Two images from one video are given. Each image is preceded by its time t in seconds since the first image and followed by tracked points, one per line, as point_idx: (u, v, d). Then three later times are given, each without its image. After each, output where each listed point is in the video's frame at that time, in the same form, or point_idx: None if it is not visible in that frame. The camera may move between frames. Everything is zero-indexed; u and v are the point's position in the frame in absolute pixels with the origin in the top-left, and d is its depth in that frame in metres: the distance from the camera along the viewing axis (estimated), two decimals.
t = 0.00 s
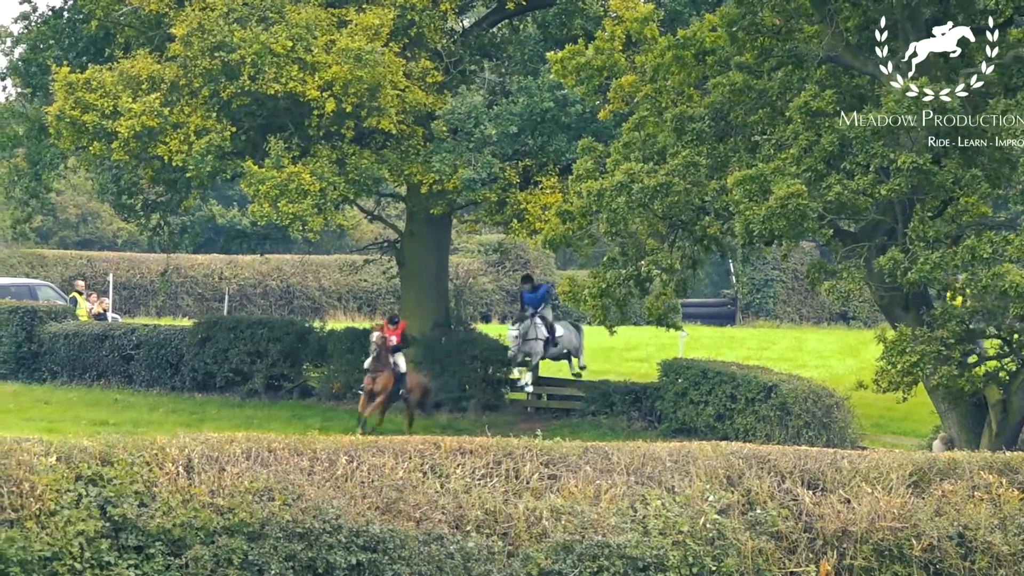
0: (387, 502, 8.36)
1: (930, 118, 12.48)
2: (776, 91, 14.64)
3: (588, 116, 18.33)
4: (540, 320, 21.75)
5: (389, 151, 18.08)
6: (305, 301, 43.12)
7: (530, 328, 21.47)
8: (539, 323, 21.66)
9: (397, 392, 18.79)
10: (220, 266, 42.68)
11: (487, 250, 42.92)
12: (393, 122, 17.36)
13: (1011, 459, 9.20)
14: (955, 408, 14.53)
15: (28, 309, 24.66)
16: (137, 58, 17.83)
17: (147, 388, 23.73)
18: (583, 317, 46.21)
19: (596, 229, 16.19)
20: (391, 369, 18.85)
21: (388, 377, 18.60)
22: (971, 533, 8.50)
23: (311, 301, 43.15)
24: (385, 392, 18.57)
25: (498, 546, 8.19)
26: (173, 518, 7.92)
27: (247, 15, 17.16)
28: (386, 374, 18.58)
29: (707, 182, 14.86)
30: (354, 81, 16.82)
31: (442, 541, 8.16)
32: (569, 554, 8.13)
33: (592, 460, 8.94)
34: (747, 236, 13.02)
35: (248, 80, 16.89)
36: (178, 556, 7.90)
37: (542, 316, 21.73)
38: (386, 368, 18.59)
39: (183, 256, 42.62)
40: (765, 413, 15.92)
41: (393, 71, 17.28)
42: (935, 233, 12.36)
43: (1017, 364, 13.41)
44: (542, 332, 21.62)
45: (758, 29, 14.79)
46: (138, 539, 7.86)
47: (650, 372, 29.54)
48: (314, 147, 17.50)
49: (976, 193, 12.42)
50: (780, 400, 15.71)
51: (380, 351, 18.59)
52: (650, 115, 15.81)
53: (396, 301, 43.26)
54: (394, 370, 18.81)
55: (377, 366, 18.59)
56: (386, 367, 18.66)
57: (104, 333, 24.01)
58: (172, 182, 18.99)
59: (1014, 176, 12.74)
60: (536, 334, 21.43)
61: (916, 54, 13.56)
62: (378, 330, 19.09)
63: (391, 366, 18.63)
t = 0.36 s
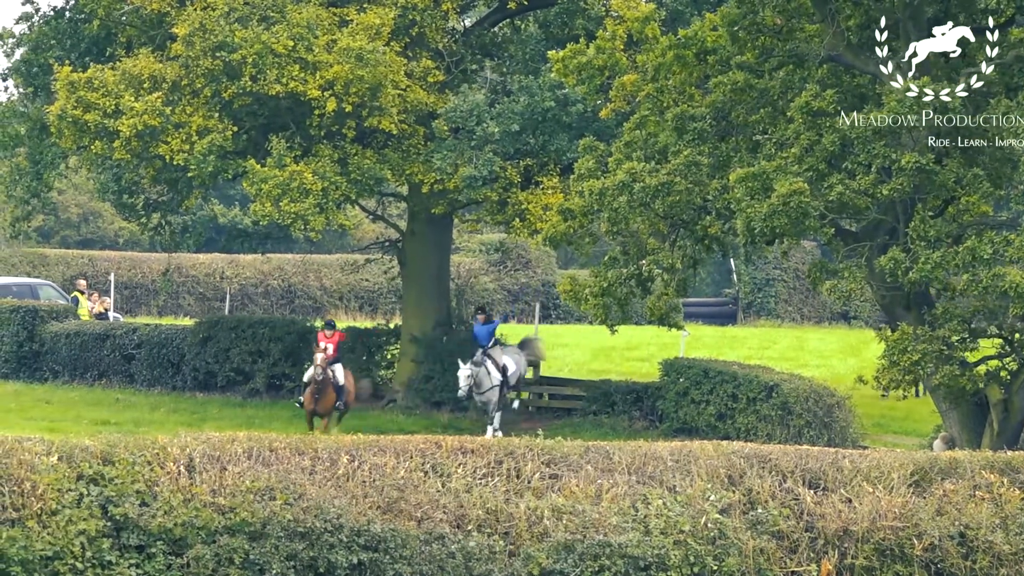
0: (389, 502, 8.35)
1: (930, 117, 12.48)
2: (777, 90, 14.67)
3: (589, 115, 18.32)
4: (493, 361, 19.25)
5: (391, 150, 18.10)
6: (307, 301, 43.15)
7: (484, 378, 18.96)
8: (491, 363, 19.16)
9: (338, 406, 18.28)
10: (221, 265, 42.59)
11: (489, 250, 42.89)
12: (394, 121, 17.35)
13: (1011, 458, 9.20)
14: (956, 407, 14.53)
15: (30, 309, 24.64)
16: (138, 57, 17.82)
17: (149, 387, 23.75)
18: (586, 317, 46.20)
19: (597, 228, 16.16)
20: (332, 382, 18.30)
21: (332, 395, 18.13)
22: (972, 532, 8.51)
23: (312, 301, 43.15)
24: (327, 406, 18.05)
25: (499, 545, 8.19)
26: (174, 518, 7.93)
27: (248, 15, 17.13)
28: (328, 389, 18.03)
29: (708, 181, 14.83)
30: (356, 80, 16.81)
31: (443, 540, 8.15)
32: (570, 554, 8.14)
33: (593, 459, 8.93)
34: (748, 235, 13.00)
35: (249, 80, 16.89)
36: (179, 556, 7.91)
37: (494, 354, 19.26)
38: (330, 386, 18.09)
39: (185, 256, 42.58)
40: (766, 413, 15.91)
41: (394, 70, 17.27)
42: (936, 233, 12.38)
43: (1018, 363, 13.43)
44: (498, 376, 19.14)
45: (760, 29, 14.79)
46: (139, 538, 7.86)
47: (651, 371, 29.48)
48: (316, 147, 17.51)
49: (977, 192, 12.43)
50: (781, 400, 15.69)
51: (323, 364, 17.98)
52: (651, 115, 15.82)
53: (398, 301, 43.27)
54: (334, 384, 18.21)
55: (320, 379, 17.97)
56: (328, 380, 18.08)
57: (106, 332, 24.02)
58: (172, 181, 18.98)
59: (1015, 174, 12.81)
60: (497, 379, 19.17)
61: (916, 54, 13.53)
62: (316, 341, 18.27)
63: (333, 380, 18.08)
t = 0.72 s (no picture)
0: (397, 501, 8.36)
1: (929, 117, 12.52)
2: (784, 90, 14.67)
3: (596, 115, 18.31)
4: (450, 366, 18.89)
5: (398, 150, 18.14)
6: (314, 300, 43.24)
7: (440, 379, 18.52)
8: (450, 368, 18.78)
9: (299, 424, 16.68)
10: (229, 264, 42.57)
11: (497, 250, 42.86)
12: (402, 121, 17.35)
13: (1020, 458, 9.18)
14: (964, 406, 14.51)
15: (37, 309, 24.62)
16: (146, 57, 17.83)
17: (156, 387, 23.77)
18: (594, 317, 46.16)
19: (605, 227, 16.14)
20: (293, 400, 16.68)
21: (294, 412, 16.44)
22: (980, 532, 8.51)
23: (320, 301, 43.29)
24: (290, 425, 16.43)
25: (506, 544, 8.17)
26: (181, 518, 7.91)
27: (255, 14, 17.18)
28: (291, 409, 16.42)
29: (716, 181, 14.91)
30: (364, 80, 16.85)
31: (451, 540, 8.17)
32: (578, 554, 8.15)
33: (601, 459, 8.90)
34: (756, 234, 13.01)
35: (257, 79, 16.90)
36: (186, 556, 7.91)
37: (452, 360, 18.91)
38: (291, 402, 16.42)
39: (192, 256, 42.57)
40: (774, 413, 15.90)
41: (401, 70, 17.27)
42: (944, 232, 12.38)
43: None
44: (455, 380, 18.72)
45: (767, 29, 14.95)
46: (146, 538, 7.85)
47: (659, 371, 29.43)
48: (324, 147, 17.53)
49: (984, 192, 12.45)
50: (789, 399, 15.69)
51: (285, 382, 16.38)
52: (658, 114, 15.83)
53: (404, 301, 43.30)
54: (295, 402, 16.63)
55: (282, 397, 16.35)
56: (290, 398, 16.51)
57: (113, 332, 24.02)
58: (179, 181, 18.98)
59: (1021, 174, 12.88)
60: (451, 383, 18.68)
61: (915, 54, 13.63)
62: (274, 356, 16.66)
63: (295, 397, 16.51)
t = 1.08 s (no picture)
0: (414, 502, 8.36)
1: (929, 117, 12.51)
2: (802, 90, 14.59)
3: (614, 115, 18.29)
4: (411, 376, 17.92)
5: (416, 151, 18.20)
6: (331, 301, 43.05)
7: (397, 389, 17.61)
8: (410, 379, 17.85)
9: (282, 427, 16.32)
10: (247, 264, 42.63)
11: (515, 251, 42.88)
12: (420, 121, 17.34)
13: None
14: (982, 407, 14.54)
15: (55, 309, 24.67)
16: (164, 58, 17.87)
17: (174, 387, 23.80)
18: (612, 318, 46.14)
19: (622, 228, 16.16)
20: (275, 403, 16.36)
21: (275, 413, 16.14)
22: (998, 532, 8.51)
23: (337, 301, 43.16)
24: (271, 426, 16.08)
25: (524, 545, 8.18)
26: (200, 518, 7.92)
27: (274, 14, 17.21)
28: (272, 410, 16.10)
29: (734, 181, 14.84)
30: (382, 81, 16.85)
31: (468, 540, 8.15)
32: (596, 554, 8.13)
33: (619, 460, 8.89)
34: (774, 236, 13.07)
35: (274, 79, 16.92)
36: (205, 556, 7.91)
37: (414, 370, 17.97)
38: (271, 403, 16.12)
39: (210, 256, 42.64)
40: (791, 413, 15.94)
41: (419, 70, 17.28)
42: (961, 232, 12.38)
43: None
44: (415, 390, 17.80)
45: (785, 29, 14.92)
46: (164, 539, 7.86)
47: (676, 371, 29.51)
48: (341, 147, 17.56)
49: (1002, 192, 12.45)
50: (807, 400, 15.75)
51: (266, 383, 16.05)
52: (676, 114, 15.84)
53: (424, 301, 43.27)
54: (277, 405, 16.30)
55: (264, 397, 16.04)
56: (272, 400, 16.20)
57: (132, 332, 24.02)
58: (197, 181, 19.01)
59: None
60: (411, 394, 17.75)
61: (916, 54, 13.76)
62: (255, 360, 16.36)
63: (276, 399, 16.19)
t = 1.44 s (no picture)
0: (423, 502, 8.36)
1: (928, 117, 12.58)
2: (811, 90, 14.66)
3: (622, 115, 18.32)
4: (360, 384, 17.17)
5: (425, 150, 18.19)
6: (341, 300, 43.20)
7: (349, 400, 16.82)
8: (360, 388, 17.07)
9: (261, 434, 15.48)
10: (255, 265, 42.61)
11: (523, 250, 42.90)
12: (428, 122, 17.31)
13: None
14: (990, 407, 14.57)
15: (64, 309, 24.66)
16: (172, 58, 17.88)
17: (183, 387, 23.79)
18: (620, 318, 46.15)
19: (631, 228, 16.18)
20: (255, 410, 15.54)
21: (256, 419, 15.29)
22: (1007, 533, 8.49)
23: (346, 301, 43.25)
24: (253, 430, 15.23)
25: (533, 545, 8.17)
26: (209, 518, 7.90)
27: (283, 14, 17.19)
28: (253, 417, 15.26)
29: (742, 182, 14.90)
30: (390, 80, 16.86)
31: (477, 540, 8.16)
32: (605, 554, 8.13)
33: (627, 459, 8.89)
34: (782, 236, 13.10)
35: (283, 79, 16.96)
36: (213, 556, 7.89)
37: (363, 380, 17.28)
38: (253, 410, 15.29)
39: (219, 256, 42.62)
40: (800, 413, 15.99)
41: (428, 70, 17.29)
42: (969, 233, 12.40)
43: None
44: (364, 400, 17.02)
45: (795, 29, 14.91)
46: (173, 539, 7.84)
47: (684, 371, 29.56)
48: (350, 147, 17.58)
49: (1011, 192, 12.43)
50: (815, 400, 15.83)
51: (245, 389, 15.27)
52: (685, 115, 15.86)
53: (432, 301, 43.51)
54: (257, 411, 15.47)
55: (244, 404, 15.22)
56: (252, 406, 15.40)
57: (140, 332, 24.06)
58: (206, 181, 19.01)
59: None
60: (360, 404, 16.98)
61: (916, 54, 13.96)
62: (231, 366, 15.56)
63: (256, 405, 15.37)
